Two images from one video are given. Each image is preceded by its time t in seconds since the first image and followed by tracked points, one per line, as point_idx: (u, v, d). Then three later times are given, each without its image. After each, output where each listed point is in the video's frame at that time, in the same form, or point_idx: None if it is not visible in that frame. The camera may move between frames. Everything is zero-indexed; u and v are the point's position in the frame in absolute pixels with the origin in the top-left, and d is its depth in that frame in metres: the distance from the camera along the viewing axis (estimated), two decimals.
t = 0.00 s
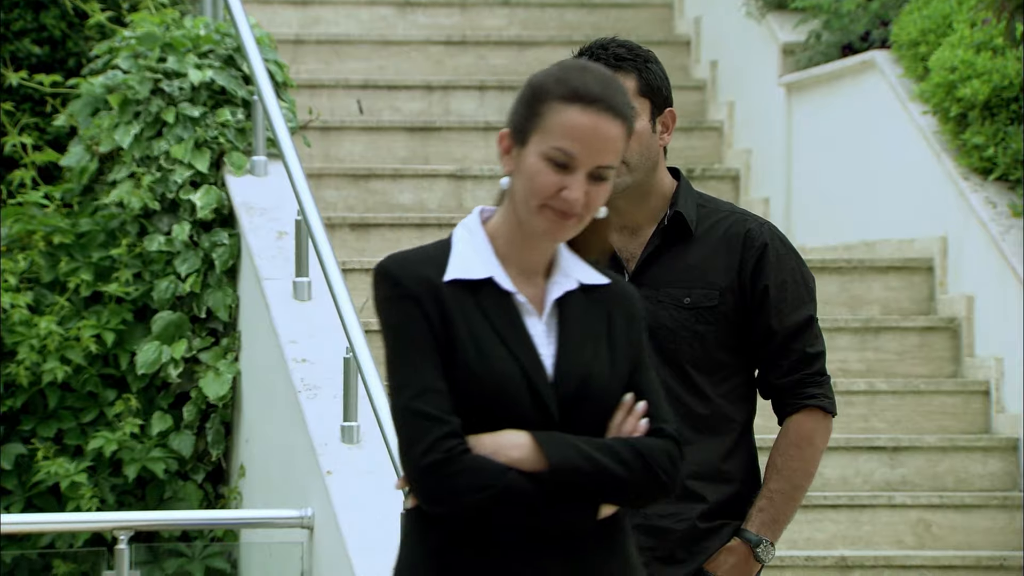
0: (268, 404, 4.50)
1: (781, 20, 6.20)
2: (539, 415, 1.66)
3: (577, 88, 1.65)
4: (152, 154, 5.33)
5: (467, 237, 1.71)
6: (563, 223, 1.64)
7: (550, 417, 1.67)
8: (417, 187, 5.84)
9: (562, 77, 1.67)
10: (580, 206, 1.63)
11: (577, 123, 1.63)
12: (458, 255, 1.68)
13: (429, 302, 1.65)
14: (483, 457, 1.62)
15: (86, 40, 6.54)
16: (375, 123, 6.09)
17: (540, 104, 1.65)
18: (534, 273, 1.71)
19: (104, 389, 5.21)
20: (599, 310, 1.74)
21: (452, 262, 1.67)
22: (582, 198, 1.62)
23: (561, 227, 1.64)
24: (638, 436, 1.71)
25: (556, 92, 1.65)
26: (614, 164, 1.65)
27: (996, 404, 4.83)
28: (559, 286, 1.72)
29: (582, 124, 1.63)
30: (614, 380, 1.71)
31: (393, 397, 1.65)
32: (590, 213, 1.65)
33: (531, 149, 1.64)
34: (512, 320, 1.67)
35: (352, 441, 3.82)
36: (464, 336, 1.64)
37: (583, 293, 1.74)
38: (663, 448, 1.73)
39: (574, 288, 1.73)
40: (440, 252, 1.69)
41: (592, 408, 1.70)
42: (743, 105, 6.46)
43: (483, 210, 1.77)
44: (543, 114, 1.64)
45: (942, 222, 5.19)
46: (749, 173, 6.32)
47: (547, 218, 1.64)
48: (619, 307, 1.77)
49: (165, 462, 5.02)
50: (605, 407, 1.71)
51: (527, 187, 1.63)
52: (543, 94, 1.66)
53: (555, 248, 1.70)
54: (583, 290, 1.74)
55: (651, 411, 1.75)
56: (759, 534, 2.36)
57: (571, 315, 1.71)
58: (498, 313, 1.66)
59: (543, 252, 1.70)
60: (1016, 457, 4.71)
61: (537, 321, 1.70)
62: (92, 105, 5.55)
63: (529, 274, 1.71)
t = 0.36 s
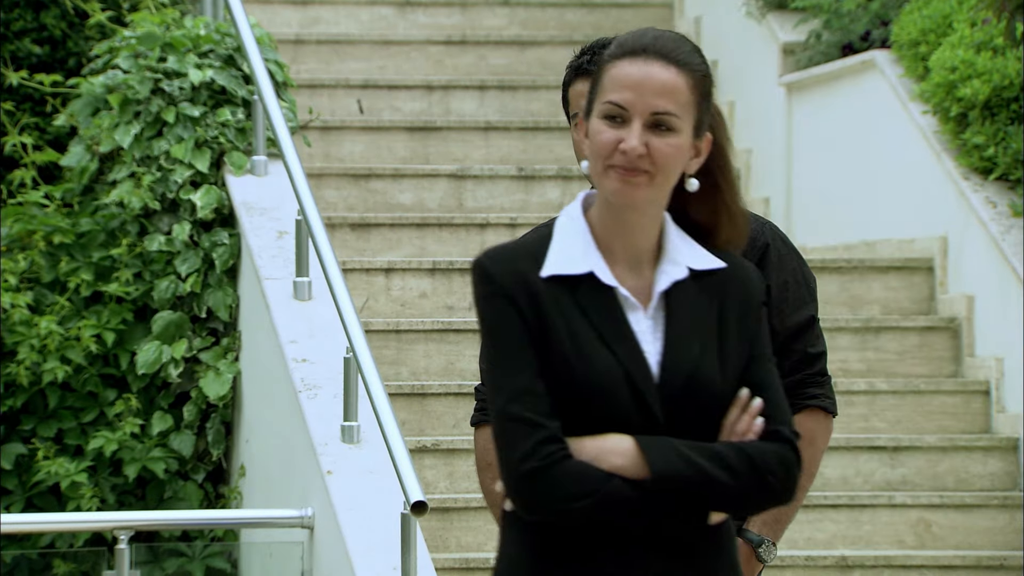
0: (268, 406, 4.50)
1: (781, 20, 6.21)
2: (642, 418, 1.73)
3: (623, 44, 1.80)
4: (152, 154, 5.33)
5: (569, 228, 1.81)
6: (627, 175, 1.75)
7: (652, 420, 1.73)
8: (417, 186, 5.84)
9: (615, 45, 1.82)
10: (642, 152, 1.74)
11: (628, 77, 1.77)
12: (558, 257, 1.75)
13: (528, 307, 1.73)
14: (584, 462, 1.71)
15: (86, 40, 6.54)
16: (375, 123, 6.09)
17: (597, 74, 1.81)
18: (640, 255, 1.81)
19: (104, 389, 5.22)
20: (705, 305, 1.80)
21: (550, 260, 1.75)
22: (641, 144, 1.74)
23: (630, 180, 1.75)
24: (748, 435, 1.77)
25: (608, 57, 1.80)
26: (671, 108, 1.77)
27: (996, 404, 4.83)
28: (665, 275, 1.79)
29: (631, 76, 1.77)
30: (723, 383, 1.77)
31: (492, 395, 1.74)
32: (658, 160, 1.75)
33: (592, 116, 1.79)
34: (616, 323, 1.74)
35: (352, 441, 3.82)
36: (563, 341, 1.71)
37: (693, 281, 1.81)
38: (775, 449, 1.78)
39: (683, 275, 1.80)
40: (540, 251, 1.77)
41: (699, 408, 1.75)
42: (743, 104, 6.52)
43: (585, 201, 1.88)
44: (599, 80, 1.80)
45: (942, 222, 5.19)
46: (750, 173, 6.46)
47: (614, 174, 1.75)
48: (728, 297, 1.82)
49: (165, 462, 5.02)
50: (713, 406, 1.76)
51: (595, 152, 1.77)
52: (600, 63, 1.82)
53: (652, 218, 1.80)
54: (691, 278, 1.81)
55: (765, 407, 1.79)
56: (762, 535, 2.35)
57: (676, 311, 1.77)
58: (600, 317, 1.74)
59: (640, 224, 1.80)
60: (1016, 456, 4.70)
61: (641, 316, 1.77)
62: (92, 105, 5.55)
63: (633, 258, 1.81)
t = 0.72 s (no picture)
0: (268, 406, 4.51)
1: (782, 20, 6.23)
2: (757, 403, 1.67)
3: (680, 15, 1.74)
4: (152, 154, 5.32)
5: (659, 210, 1.76)
6: (701, 145, 1.68)
7: (767, 404, 1.68)
8: (417, 186, 5.84)
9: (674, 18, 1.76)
10: (712, 119, 1.67)
11: (686, 46, 1.71)
12: (654, 244, 1.71)
13: (629, 299, 1.68)
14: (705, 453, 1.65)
15: (86, 40, 6.54)
16: (375, 123, 6.09)
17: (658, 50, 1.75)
18: (735, 232, 1.75)
19: (104, 389, 5.22)
20: (812, 281, 1.75)
21: (645, 247, 1.71)
22: (709, 110, 1.67)
23: (704, 151, 1.68)
24: (876, 422, 1.70)
25: (668, 32, 1.75)
26: (737, 69, 1.69)
27: (996, 404, 4.81)
28: (766, 254, 1.75)
29: (690, 44, 1.70)
30: (839, 365, 1.71)
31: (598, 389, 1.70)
32: (729, 126, 1.68)
33: (659, 94, 1.73)
34: (723, 307, 1.69)
35: (352, 441, 3.82)
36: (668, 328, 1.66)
37: (794, 258, 1.76)
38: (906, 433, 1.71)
39: (786, 253, 1.75)
40: (635, 239, 1.73)
41: (813, 392, 1.70)
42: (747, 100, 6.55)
43: (673, 184, 1.83)
44: (662, 56, 1.74)
45: (942, 221, 5.20)
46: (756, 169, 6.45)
47: (686, 147, 1.69)
48: (835, 272, 1.77)
49: (165, 462, 5.02)
50: (830, 389, 1.71)
51: (665, 127, 1.71)
52: (661, 40, 1.76)
53: (740, 188, 1.73)
54: (792, 254, 1.76)
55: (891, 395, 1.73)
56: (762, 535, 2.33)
57: (782, 290, 1.72)
58: (704, 302, 1.69)
59: (728, 197, 1.74)
60: (1017, 456, 4.69)
61: (746, 298, 1.72)
62: (92, 105, 5.55)
63: (727, 236, 1.75)
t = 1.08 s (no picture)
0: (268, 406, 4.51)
1: (781, 20, 6.23)
2: (883, 432, 1.53)
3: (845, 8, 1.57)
4: (152, 154, 5.32)
5: (794, 209, 1.63)
6: (853, 154, 1.53)
7: (892, 432, 1.53)
8: (417, 186, 5.84)
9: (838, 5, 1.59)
10: (865, 125, 1.52)
11: (844, 42, 1.54)
12: (780, 240, 1.58)
13: (739, 297, 1.56)
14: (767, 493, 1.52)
15: (86, 40, 6.54)
16: (375, 123, 6.09)
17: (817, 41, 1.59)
18: (874, 241, 1.62)
19: (104, 389, 5.22)
20: (959, 299, 1.65)
21: (772, 245, 1.58)
22: (862, 116, 1.52)
23: (854, 160, 1.53)
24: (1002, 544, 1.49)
25: (829, 24, 1.58)
26: (897, 73, 1.53)
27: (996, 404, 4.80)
28: (910, 267, 1.63)
29: (850, 40, 1.54)
30: (966, 398, 1.58)
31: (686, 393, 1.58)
32: (886, 134, 1.52)
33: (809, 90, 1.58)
34: (848, 323, 1.56)
35: (352, 441, 3.82)
36: (783, 337, 1.54)
37: (942, 273, 1.65)
38: None
39: (933, 268, 1.64)
40: (762, 233, 1.61)
41: (942, 426, 1.57)
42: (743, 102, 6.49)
43: (816, 178, 1.69)
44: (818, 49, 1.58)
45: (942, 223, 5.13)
46: (748, 174, 6.30)
47: (835, 152, 1.54)
48: (981, 297, 1.67)
49: (165, 462, 5.02)
50: (956, 431, 1.58)
51: (815, 126, 1.55)
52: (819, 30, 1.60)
53: (888, 198, 1.59)
54: (940, 270, 1.65)
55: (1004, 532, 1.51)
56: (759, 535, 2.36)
57: (924, 310, 1.60)
58: (825, 311, 1.56)
59: (875, 206, 1.60)
60: (1017, 456, 4.69)
61: (874, 312, 1.59)
62: (92, 104, 5.56)
63: (867, 246, 1.62)
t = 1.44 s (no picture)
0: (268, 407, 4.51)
1: (781, 19, 6.23)
2: None
3: None
4: (152, 154, 5.32)
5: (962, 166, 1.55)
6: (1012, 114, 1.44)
7: None
8: (417, 186, 5.84)
9: None
10: None
11: None
12: (943, 200, 1.50)
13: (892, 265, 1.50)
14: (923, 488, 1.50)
15: (86, 40, 6.54)
16: (375, 122, 6.09)
17: None
18: None
19: (104, 389, 5.22)
20: None
21: (935, 203, 1.51)
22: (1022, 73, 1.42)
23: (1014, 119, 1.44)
24: None
25: None
26: None
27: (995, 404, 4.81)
28: None
29: None
30: None
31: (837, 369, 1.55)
32: None
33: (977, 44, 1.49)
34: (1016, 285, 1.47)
35: (352, 441, 3.82)
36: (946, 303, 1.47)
37: None
38: None
39: None
40: (921, 195, 1.53)
41: None
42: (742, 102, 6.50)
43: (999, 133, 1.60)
44: None
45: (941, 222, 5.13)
46: (749, 174, 6.33)
47: (995, 111, 1.45)
48: None
49: (165, 462, 5.01)
50: None
51: (977, 85, 1.47)
52: None
53: None
54: None
55: None
56: (761, 534, 2.33)
57: None
58: (988, 272, 1.47)
59: None
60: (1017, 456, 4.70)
61: None
62: (92, 104, 5.56)
63: None
